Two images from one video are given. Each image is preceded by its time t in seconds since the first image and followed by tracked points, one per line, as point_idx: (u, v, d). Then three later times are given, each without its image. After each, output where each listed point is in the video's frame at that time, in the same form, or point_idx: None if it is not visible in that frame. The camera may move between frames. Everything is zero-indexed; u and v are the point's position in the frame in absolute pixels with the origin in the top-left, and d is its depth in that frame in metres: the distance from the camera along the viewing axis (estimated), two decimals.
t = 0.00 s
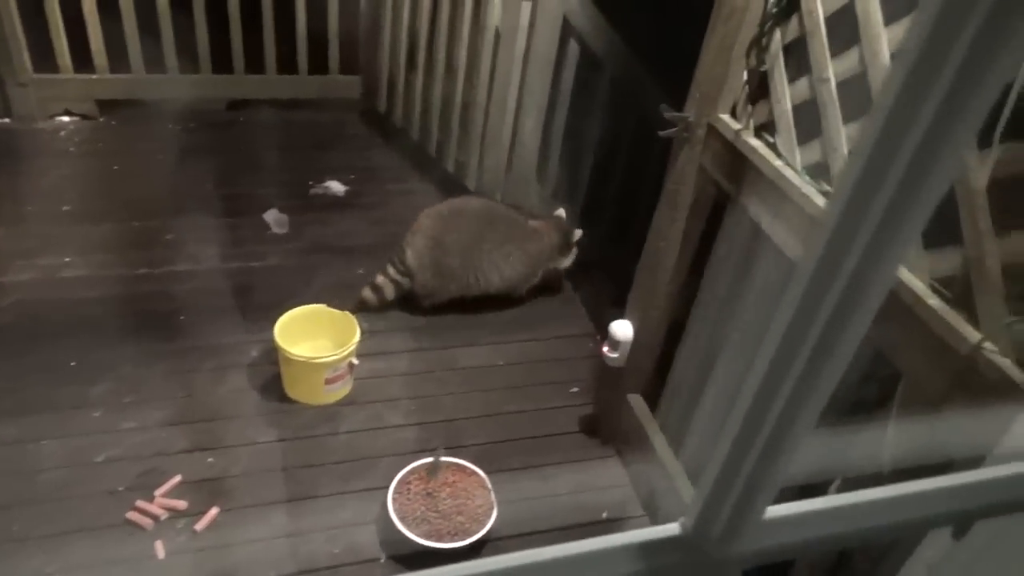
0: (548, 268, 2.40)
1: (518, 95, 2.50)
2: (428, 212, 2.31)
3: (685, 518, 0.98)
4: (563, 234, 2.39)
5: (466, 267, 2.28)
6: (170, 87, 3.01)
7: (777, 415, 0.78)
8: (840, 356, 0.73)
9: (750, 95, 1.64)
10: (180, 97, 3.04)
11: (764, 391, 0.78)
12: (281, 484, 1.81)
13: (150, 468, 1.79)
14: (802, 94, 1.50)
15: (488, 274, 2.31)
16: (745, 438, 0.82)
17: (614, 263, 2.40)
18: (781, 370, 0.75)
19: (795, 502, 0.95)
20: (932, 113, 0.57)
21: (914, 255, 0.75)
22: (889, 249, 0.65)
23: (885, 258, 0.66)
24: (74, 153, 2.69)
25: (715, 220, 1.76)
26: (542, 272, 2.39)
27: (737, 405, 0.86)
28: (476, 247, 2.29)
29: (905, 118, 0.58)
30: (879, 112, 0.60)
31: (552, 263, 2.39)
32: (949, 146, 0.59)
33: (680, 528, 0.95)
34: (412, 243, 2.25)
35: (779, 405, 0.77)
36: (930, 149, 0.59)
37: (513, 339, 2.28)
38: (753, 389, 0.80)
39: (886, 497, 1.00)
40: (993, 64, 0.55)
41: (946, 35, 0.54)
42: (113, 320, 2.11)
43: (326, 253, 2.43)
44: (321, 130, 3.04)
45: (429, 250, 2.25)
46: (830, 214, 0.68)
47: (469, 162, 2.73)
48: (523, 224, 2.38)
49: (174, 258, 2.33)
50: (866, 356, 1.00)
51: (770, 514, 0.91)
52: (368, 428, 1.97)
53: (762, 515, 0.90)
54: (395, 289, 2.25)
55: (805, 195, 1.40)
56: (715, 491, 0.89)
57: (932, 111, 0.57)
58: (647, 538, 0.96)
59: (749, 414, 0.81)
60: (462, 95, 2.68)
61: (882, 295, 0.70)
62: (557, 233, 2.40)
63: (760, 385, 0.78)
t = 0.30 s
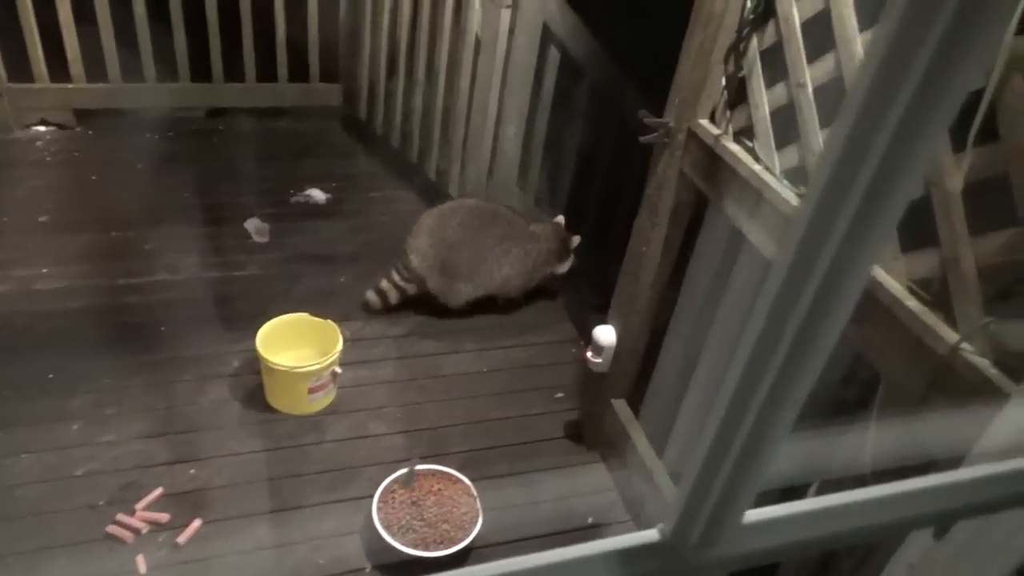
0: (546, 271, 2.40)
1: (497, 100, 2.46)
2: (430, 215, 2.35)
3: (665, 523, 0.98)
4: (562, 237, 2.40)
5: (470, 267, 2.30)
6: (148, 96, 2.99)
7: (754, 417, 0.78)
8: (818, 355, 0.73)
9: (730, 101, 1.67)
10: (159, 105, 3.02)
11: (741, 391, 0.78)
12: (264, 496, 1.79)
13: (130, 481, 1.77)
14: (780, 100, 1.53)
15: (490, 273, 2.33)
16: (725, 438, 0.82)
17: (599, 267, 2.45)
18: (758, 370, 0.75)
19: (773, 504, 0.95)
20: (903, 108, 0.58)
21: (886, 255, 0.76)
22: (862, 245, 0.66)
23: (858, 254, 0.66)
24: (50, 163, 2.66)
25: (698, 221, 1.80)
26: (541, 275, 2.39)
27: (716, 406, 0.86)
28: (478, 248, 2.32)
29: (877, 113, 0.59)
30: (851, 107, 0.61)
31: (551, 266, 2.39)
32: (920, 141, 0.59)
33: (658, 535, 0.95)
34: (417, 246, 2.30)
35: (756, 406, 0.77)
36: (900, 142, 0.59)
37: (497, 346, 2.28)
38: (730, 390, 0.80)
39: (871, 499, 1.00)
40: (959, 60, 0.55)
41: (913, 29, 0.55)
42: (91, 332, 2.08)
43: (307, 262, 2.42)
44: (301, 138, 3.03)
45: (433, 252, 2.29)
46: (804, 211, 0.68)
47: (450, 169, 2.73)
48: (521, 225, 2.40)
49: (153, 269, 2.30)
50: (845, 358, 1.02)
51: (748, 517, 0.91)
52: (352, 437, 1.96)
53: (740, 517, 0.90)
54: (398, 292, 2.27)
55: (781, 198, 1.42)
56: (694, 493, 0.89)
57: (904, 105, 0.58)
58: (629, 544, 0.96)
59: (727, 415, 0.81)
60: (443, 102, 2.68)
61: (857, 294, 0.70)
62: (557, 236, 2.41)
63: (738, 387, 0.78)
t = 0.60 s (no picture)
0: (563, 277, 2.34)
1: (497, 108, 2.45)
2: (449, 238, 2.27)
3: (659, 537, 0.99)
4: (577, 243, 2.33)
5: (499, 286, 2.25)
6: (150, 107, 3.01)
7: (753, 421, 0.76)
8: (816, 356, 0.71)
9: (729, 107, 1.68)
10: (161, 116, 3.03)
11: (739, 395, 0.76)
12: (268, 505, 1.80)
13: (136, 492, 1.78)
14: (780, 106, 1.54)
15: (512, 289, 2.27)
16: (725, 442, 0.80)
17: (600, 275, 2.47)
18: (756, 373, 0.73)
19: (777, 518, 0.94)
20: (896, 103, 0.55)
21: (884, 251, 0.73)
22: (858, 245, 0.63)
23: (854, 254, 0.63)
24: (53, 175, 2.67)
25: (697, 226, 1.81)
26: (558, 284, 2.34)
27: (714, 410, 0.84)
28: (504, 266, 2.26)
29: (869, 110, 0.56)
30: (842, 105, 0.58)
31: (567, 273, 2.33)
32: (915, 138, 0.56)
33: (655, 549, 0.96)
34: (442, 273, 2.24)
35: (754, 411, 0.75)
36: (895, 139, 0.57)
37: (500, 353, 2.28)
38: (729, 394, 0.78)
39: (877, 509, 0.99)
40: (952, 54, 0.52)
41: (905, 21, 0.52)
42: (96, 343, 2.09)
43: (310, 272, 2.42)
44: (302, 147, 3.04)
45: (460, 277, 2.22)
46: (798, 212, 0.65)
47: (451, 178, 2.74)
48: (538, 234, 2.35)
49: (156, 279, 2.31)
50: (846, 363, 1.03)
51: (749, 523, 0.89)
52: (356, 447, 1.96)
53: (741, 525, 0.88)
54: (422, 313, 2.25)
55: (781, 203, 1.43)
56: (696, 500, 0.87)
57: (896, 104, 0.55)
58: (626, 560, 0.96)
59: (726, 420, 0.79)
60: (444, 110, 2.69)
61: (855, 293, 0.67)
62: (571, 243, 2.35)
63: (735, 394, 0.76)
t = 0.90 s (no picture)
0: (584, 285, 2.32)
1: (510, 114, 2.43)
2: (471, 253, 2.23)
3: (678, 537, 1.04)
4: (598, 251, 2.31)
5: (520, 298, 2.23)
6: (166, 115, 3.02)
7: (793, 404, 0.88)
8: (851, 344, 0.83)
9: (744, 111, 1.67)
10: (176, 123, 3.05)
11: (777, 379, 0.88)
12: (282, 512, 1.80)
13: (152, 497, 1.78)
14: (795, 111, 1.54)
15: (534, 301, 2.26)
16: (765, 422, 0.92)
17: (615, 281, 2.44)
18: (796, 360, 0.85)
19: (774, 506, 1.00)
20: (921, 123, 0.66)
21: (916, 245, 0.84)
22: (888, 245, 0.74)
23: (884, 255, 0.75)
24: (72, 183, 2.70)
25: (712, 231, 1.80)
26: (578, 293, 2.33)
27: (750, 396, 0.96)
28: (526, 278, 2.23)
29: (901, 124, 0.67)
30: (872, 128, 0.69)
31: (588, 282, 2.32)
32: (936, 151, 0.68)
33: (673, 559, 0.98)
34: (466, 287, 2.19)
35: (795, 393, 0.87)
36: (920, 153, 0.68)
37: (513, 358, 2.26)
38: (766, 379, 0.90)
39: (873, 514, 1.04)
40: (972, 77, 0.63)
41: (930, 56, 0.63)
42: (113, 350, 2.10)
43: (324, 278, 2.43)
44: (316, 154, 3.06)
45: (484, 291, 2.20)
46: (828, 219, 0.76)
47: (465, 184, 2.74)
48: (558, 242, 2.30)
49: (172, 286, 2.33)
50: (865, 367, 1.03)
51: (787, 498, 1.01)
52: (369, 452, 1.96)
53: (784, 489, 0.99)
54: (444, 322, 2.24)
55: (797, 209, 1.44)
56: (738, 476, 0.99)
57: (923, 120, 0.66)
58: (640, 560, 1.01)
59: (765, 401, 0.91)
60: (458, 116, 2.69)
61: (887, 289, 0.79)
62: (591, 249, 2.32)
63: (780, 371, 0.87)
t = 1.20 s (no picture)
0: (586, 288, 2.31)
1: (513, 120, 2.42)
2: (473, 254, 2.25)
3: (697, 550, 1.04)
4: (600, 255, 2.31)
5: (521, 299, 2.22)
6: (167, 121, 3.02)
7: (812, 420, 0.95)
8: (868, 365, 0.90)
9: (747, 117, 1.67)
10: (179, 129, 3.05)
11: (796, 393, 0.95)
12: (284, 517, 1.80)
13: (154, 503, 1.78)
14: (799, 115, 1.53)
15: (537, 304, 2.25)
16: (785, 435, 0.99)
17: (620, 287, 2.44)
18: (816, 374, 0.92)
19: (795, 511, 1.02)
20: (936, 156, 0.74)
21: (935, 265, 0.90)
22: (906, 270, 0.81)
23: (908, 270, 0.81)
24: (75, 188, 2.70)
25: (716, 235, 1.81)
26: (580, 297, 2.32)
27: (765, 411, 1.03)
28: (528, 280, 2.22)
29: (922, 147, 0.74)
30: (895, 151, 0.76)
31: (590, 285, 2.31)
32: (952, 185, 0.75)
33: None
34: (467, 286, 2.22)
35: (813, 408, 0.94)
36: (936, 184, 0.75)
37: (515, 363, 2.25)
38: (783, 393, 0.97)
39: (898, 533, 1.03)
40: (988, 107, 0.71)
41: (943, 94, 0.71)
42: (115, 355, 2.10)
43: (326, 283, 2.43)
44: (318, 159, 3.06)
45: (483, 293, 2.20)
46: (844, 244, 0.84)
47: (467, 188, 2.73)
48: (563, 246, 2.29)
49: (174, 291, 2.32)
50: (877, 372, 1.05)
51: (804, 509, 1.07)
52: (371, 458, 1.96)
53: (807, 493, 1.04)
54: (448, 322, 2.24)
55: (803, 215, 1.45)
56: (757, 484, 1.05)
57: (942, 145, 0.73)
58: None
59: (784, 414, 0.97)
60: (460, 121, 2.68)
61: (904, 315, 0.86)
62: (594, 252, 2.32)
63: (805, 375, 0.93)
